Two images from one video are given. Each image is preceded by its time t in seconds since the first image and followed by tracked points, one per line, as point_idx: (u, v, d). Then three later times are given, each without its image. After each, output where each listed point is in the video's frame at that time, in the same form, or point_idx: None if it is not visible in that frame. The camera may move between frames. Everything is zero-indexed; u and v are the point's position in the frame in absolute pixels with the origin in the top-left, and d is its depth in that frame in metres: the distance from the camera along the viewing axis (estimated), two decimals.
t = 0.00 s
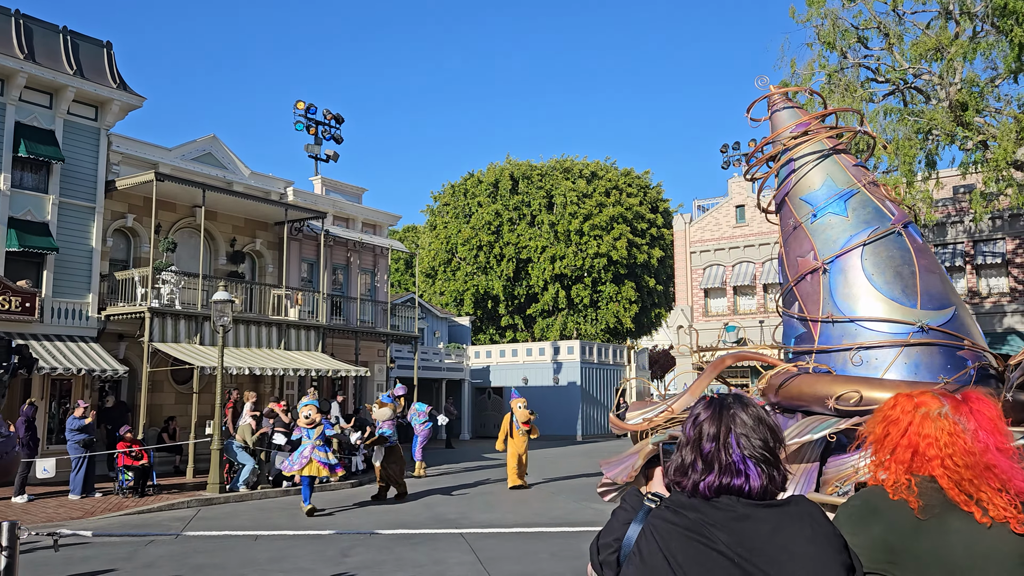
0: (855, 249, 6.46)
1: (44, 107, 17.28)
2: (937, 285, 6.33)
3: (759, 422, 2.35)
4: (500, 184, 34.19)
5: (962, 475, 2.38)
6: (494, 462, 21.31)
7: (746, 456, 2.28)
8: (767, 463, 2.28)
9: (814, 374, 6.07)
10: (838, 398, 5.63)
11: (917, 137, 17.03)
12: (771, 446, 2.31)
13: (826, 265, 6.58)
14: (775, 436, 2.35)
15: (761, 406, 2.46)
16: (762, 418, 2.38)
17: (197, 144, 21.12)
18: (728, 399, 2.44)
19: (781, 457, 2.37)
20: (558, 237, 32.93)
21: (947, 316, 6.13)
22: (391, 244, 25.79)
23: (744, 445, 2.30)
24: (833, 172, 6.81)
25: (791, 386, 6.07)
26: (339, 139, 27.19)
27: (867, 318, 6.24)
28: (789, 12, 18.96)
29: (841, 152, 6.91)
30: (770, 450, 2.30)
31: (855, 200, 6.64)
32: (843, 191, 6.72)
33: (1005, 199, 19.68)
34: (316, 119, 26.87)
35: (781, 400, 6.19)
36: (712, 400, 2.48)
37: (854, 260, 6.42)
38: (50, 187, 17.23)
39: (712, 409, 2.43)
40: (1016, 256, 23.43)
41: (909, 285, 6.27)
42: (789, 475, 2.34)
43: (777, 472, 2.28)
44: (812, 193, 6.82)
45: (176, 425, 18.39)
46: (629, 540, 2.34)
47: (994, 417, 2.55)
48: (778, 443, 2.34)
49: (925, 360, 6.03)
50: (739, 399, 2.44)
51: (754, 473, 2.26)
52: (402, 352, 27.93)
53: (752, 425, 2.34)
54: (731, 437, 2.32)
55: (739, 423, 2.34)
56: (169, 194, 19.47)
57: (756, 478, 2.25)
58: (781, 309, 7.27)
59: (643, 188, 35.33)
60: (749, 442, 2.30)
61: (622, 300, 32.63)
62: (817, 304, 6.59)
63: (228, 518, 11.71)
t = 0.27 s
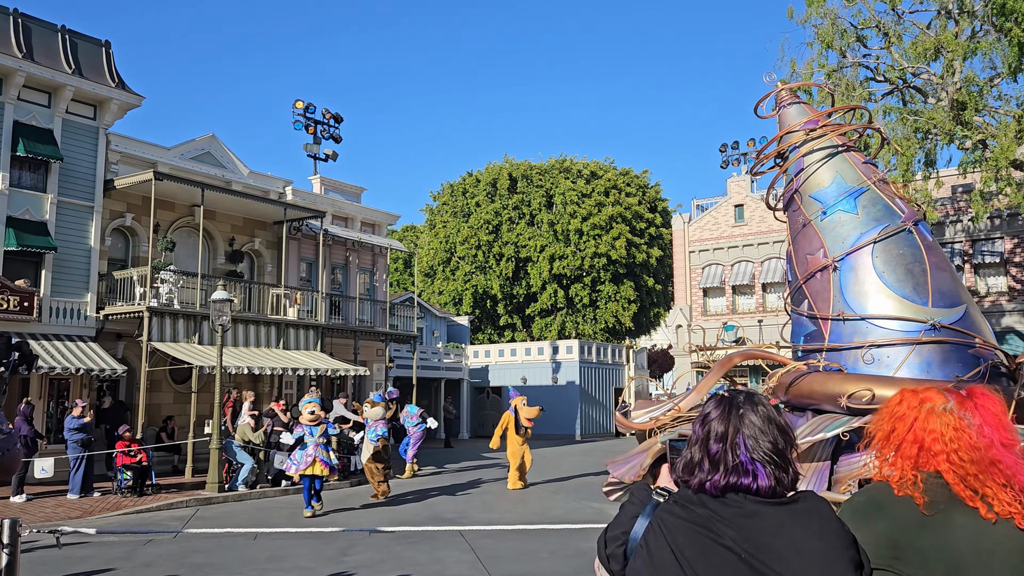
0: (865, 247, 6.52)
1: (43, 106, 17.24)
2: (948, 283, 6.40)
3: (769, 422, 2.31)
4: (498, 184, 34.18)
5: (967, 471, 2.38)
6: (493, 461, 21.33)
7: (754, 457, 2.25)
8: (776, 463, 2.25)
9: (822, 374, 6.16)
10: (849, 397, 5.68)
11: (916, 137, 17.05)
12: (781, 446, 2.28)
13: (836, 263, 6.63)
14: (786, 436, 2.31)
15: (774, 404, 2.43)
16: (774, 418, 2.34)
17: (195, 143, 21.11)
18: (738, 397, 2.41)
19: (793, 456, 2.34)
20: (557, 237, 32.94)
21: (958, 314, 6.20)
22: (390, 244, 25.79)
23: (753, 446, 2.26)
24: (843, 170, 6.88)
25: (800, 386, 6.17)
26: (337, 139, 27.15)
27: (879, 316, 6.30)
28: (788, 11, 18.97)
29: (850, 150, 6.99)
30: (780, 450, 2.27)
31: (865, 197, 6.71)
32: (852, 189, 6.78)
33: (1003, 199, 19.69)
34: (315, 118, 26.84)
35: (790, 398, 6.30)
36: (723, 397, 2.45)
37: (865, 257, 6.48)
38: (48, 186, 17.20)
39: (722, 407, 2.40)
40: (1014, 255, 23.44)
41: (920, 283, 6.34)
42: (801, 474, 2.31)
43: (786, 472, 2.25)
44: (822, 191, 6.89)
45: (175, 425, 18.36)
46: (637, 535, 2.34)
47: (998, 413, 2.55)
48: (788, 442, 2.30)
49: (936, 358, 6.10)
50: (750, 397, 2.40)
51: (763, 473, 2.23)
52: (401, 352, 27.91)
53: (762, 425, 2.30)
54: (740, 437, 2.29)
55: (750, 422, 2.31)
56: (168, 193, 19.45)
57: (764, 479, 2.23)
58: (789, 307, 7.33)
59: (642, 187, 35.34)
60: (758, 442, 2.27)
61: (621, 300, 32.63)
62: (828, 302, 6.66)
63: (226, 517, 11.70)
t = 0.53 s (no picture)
0: (874, 245, 6.70)
1: (41, 105, 17.23)
2: (958, 282, 6.57)
3: (769, 420, 2.30)
4: (497, 183, 34.15)
5: (960, 469, 2.37)
6: (492, 461, 21.31)
7: (753, 453, 2.23)
8: (775, 461, 2.24)
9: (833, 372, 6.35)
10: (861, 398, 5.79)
11: (915, 136, 17.03)
12: (780, 444, 2.27)
13: (845, 261, 6.83)
14: (786, 434, 2.30)
15: (775, 401, 2.41)
16: (775, 416, 2.32)
17: (193, 143, 21.08)
18: (739, 393, 2.39)
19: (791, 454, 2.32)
20: (557, 236, 32.91)
21: (969, 313, 6.36)
22: (389, 243, 25.78)
23: (753, 443, 2.25)
24: (852, 168, 7.10)
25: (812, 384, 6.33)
26: (336, 138, 27.11)
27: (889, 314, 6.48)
28: (787, 10, 18.96)
29: (858, 148, 7.21)
30: (780, 448, 2.26)
31: (874, 195, 6.91)
32: (861, 187, 6.99)
33: (1002, 198, 19.67)
34: (313, 117, 26.81)
35: (799, 397, 6.51)
36: (725, 392, 2.43)
37: (874, 255, 6.67)
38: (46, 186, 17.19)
39: (722, 403, 2.38)
40: (1014, 255, 23.41)
41: (930, 282, 6.51)
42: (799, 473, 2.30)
43: (784, 470, 2.24)
44: (831, 189, 7.11)
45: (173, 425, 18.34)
46: (630, 531, 2.31)
47: (991, 410, 2.54)
48: (788, 441, 2.29)
49: (947, 356, 6.28)
50: (751, 393, 2.39)
51: (761, 471, 2.22)
52: (400, 351, 27.88)
53: (762, 423, 2.29)
54: (740, 434, 2.27)
55: (749, 419, 2.30)
56: (167, 193, 19.44)
57: (762, 476, 2.21)
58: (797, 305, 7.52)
59: (641, 187, 35.35)
60: (758, 439, 2.26)
61: (620, 300, 32.60)
62: (837, 301, 6.84)
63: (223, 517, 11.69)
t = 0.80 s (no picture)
0: (886, 244, 6.60)
1: (40, 106, 17.22)
2: (969, 280, 6.53)
3: (763, 421, 2.28)
4: (497, 183, 34.13)
5: (957, 471, 2.35)
6: (492, 462, 21.31)
7: (747, 455, 2.22)
8: (769, 462, 2.22)
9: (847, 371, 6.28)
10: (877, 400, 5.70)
11: (914, 136, 17.02)
12: (775, 445, 2.25)
13: (856, 260, 6.72)
14: (780, 435, 2.28)
15: (768, 403, 2.39)
16: (769, 417, 2.30)
17: (192, 143, 21.07)
18: (732, 395, 2.38)
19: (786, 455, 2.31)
20: (557, 237, 32.91)
21: (980, 312, 6.35)
22: (388, 243, 25.77)
23: (747, 444, 2.24)
24: (862, 166, 6.96)
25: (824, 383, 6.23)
26: (336, 138, 27.11)
27: (902, 314, 6.40)
28: (786, 10, 18.95)
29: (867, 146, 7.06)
30: (775, 449, 2.24)
31: (884, 194, 6.80)
32: (872, 185, 6.85)
33: (1002, 198, 19.66)
34: (313, 117, 26.79)
35: (810, 397, 6.39)
36: (718, 395, 2.42)
37: (886, 254, 6.57)
38: (46, 186, 17.18)
39: (716, 405, 2.36)
40: (1014, 255, 23.40)
41: (942, 281, 6.45)
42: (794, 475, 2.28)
43: (779, 472, 2.21)
44: (841, 187, 6.96)
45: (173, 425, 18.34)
46: (625, 535, 2.30)
47: (989, 412, 2.52)
48: (783, 442, 2.27)
49: (958, 355, 6.27)
50: (744, 395, 2.37)
51: (755, 473, 2.20)
52: (399, 352, 27.88)
53: (756, 424, 2.27)
54: (734, 435, 2.25)
55: (743, 421, 2.28)
56: (166, 193, 19.43)
57: (757, 478, 2.19)
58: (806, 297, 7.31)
59: (641, 187, 35.35)
60: (752, 440, 2.24)
61: (620, 300, 32.59)
62: (848, 300, 6.74)
63: (222, 517, 11.68)
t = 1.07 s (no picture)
0: (901, 244, 6.28)
1: (40, 106, 17.21)
2: (984, 280, 6.24)
3: (768, 427, 2.29)
4: (497, 183, 34.11)
5: (964, 481, 2.35)
6: (492, 462, 21.32)
7: (753, 461, 2.23)
8: (775, 468, 2.23)
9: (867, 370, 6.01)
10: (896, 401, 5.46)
11: (915, 136, 17.01)
12: (780, 451, 2.26)
13: (869, 260, 6.37)
14: (785, 442, 2.29)
15: (772, 410, 2.41)
16: (773, 424, 2.31)
17: (193, 143, 21.06)
18: (736, 403, 2.39)
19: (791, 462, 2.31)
20: (557, 236, 32.91)
21: (997, 313, 6.05)
22: (389, 243, 25.76)
23: (753, 450, 2.24)
24: (875, 165, 6.60)
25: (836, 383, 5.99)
26: (336, 138, 27.13)
27: (917, 314, 6.09)
28: (786, 10, 18.96)
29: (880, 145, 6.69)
30: (780, 455, 2.25)
31: (898, 193, 6.45)
32: (886, 185, 6.50)
33: (1002, 199, 19.68)
34: (313, 117, 26.78)
35: (823, 398, 6.14)
36: (723, 403, 2.43)
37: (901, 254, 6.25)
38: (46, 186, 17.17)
39: (720, 413, 2.38)
40: (1014, 255, 23.42)
41: (958, 281, 6.15)
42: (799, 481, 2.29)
43: (784, 478, 2.23)
44: (853, 186, 6.60)
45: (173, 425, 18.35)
46: (629, 545, 2.30)
47: (996, 423, 2.52)
48: (788, 449, 2.28)
49: (975, 358, 5.96)
50: (748, 403, 2.39)
51: (761, 479, 2.20)
52: (400, 351, 27.89)
53: (761, 430, 2.28)
54: (740, 442, 2.26)
55: (748, 427, 2.29)
56: (166, 193, 19.43)
57: (764, 484, 2.20)
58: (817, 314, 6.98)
59: (641, 186, 35.37)
60: (758, 446, 2.24)
61: (620, 299, 32.59)
62: (861, 300, 6.38)
63: (223, 518, 11.68)
